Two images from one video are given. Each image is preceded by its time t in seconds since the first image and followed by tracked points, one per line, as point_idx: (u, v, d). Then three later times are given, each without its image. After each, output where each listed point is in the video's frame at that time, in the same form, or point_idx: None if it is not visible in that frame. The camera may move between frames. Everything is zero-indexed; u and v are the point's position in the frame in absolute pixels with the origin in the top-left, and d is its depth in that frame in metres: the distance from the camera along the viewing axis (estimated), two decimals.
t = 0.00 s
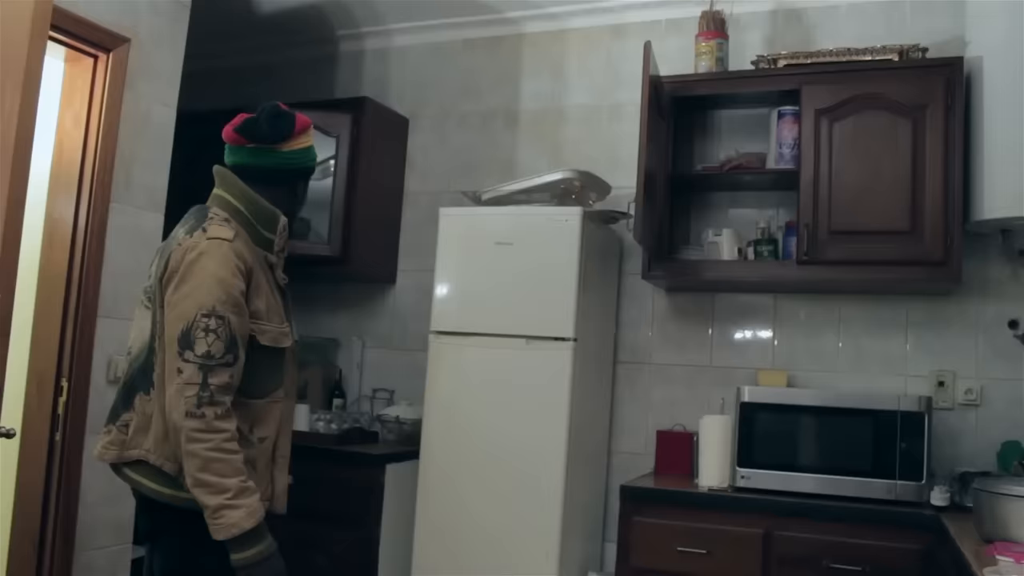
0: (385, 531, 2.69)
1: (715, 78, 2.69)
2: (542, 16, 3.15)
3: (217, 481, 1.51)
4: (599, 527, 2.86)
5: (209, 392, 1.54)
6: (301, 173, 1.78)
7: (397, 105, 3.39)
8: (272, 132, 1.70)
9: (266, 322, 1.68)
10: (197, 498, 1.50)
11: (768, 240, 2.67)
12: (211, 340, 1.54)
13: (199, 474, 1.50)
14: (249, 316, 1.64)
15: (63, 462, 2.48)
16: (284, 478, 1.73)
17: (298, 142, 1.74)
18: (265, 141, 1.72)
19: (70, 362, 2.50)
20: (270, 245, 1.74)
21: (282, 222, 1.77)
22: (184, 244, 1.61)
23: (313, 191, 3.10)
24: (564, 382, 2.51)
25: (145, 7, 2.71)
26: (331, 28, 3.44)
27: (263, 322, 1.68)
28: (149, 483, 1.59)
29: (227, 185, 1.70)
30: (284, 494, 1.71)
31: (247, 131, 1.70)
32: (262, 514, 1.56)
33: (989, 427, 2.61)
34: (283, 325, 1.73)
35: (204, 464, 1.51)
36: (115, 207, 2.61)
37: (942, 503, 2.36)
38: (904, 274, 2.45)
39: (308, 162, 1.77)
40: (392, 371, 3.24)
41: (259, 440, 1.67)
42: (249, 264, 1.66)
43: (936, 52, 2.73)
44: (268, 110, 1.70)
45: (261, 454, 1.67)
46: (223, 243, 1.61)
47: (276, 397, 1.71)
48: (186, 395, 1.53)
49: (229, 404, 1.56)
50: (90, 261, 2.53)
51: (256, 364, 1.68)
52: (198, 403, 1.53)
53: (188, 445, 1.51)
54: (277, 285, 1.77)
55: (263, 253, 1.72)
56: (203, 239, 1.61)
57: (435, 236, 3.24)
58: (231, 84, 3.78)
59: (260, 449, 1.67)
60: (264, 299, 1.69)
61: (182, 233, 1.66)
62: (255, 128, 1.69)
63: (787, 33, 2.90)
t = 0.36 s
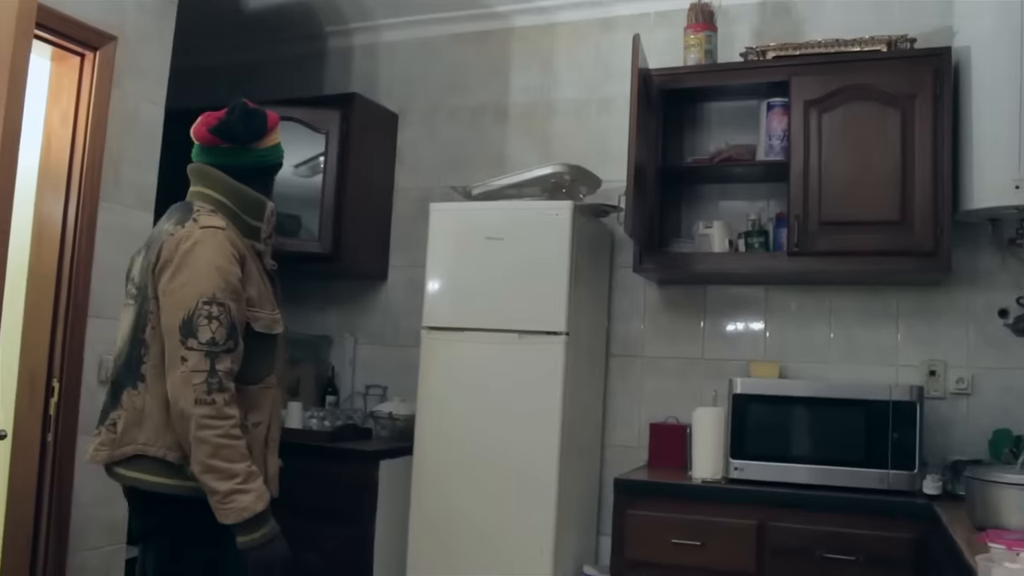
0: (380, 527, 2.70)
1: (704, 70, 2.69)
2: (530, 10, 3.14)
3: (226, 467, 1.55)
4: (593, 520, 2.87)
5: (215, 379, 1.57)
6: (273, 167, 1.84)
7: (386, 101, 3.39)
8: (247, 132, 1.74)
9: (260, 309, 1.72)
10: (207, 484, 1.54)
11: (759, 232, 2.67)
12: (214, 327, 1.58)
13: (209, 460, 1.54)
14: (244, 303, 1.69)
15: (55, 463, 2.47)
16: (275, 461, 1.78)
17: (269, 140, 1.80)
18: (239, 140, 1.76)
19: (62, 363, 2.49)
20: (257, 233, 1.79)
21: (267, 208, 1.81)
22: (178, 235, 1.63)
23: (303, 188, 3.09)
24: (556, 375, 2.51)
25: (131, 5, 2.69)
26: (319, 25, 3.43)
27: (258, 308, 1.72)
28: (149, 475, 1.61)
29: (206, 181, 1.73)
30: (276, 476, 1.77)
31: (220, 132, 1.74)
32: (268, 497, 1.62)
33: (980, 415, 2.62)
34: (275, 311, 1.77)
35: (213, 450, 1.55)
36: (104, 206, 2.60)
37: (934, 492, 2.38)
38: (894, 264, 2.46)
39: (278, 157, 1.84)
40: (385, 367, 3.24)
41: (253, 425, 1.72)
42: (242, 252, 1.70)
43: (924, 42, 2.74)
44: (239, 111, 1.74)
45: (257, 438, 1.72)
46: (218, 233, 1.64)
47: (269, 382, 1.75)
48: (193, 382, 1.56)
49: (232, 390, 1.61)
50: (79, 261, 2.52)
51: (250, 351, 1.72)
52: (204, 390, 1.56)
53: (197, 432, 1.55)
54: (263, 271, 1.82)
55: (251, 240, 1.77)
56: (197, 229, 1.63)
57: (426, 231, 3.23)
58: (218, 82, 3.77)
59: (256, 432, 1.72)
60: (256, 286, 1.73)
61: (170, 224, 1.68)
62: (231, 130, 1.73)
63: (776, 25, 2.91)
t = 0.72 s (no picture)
0: (378, 524, 2.70)
1: (697, 64, 2.69)
2: (523, 6, 3.14)
3: (203, 461, 1.55)
4: (591, 515, 2.87)
5: (197, 371, 1.58)
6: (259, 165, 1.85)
7: (379, 97, 3.38)
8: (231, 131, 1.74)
9: (247, 303, 1.72)
10: (183, 478, 1.54)
11: (754, 225, 2.68)
12: (196, 319, 1.58)
13: (187, 453, 1.54)
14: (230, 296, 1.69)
15: (52, 463, 2.47)
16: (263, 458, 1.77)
17: (253, 139, 1.80)
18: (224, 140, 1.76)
19: (57, 364, 2.48)
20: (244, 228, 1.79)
21: (253, 202, 1.82)
22: (163, 229, 1.64)
23: (297, 186, 3.09)
24: (553, 370, 2.52)
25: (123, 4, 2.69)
26: (312, 22, 3.42)
27: (244, 302, 1.72)
28: (132, 471, 1.61)
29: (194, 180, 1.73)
30: (264, 474, 1.76)
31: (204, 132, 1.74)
32: (245, 495, 1.61)
33: (976, 405, 2.63)
34: (263, 307, 1.78)
35: (192, 443, 1.55)
36: (98, 206, 2.59)
37: (931, 483, 2.38)
38: (889, 256, 2.47)
39: (263, 155, 1.84)
40: (381, 364, 3.24)
41: (240, 420, 1.72)
42: (228, 246, 1.70)
43: (917, 34, 2.74)
44: (222, 110, 1.73)
45: (242, 434, 1.72)
46: (203, 226, 1.65)
47: (256, 377, 1.75)
48: (174, 374, 1.56)
49: (215, 383, 1.61)
50: (74, 261, 2.51)
51: (236, 345, 1.72)
52: (185, 382, 1.56)
53: (176, 425, 1.54)
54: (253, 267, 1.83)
55: (239, 235, 1.77)
56: (183, 222, 1.64)
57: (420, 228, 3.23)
58: (212, 81, 3.76)
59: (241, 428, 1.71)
60: (242, 280, 1.73)
61: (156, 221, 1.70)
62: (215, 130, 1.72)
63: (769, 18, 2.91)
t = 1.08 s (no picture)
0: (375, 520, 2.70)
1: (687, 55, 2.69)
2: None
3: (193, 450, 1.57)
4: (588, 507, 2.88)
5: (184, 360, 1.59)
6: (250, 167, 1.87)
7: (370, 93, 3.37)
8: (222, 134, 1.77)
9: (235, 296, 1.74)
10: (172, 466, 1.55)
11: (746, 215, 2.68)
12: (184, 309, 1.60)
13: (176, 442, 1.56)
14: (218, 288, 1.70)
15: (47, 466, 2.46)
16: (252, 453, 1.78)
17: (245, 142, 1.83)
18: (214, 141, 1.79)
19: (51, 365, 2.47)
20: (233, 225, 1.80)
21: (242, 197, 1.83)
22: (151, 221, 1.67)
23: (289, 183, 3.08)
24: (547, 363, 2.52)
25: (111, 3, 2.67)
26: (301, 18, 3.41)
27: (233, 295, 1.73)
28: (118, 465, 1.62)
29: (185, 178, 1.74)
30: (253, 468, 1.77)
31: (197, 132, 1.76)
32: (234, 485, 1.62)
33: (970, 391, 2.64)
34: (252, 301, 1.79)
35: (180, 432, 1.56)
36: (88, 206, 2.58)
37: (926, 469, 2.39)
38: (881, 243, 2.47)
39: (254, 158, 1.87)
40: (376, 360, 3.24)
41: (229, 413, 1.73)
42: (217, 239, 1.72)
43: (906, 22, 2.74)
44: (217, 112, 1.76)
45: (231, 427, 1.73)
46: (191, 218, 1.67)
47: (245, 371, 1.76)
48: (162, 363, 1.58)
49: (203, 372, 1.62)
50: (65, 262, 2.50)
51: (224, 338, 1.74)
52: (172, 371, 1.58)
53: (164, 413, 1.56)
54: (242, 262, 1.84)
55: (228, 231, 1.78)
56: (171, 214, 1.67)
57: (413, 223, 3.23)
58: (201, 79, 3.74)
59: (230, 421, 1.73)
60: (230, 274, 1.75)
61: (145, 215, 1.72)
62: (206, 130, 1.75)
63: (758, 7, 2.90)
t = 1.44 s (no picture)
0: (371, 516, 2.70)
1: (677, 46, 2.69)
2: None
3: (202, 450, 1.57)
4: (584, 500, 2.88)
5: (190, 360, 1.60)
6: (251, 168, 1.87)
7: (359, 89, 3.36)
8: (223, 132, 1.78)
9: (237, 297, 1.75)
10: (181, 467, 1.56)
11: (737, 206, 2.68)
12: (188, 308, 1.61)
13: (185, 442, 1.56)
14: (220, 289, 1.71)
15: (41, 467, 2.45)
16: (251, 455, 1.79)
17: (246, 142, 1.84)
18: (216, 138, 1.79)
19: (42, 366, 2.46)
20: (233, 226, 1.80)
21: (243, 197, 1.83)
22: (154, 220, 1.67)
23: (279, 180, 3.07)
24: (541, 356, 2.52)
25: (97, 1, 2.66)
26: (289, 14, 3.39)
27: (234, 295, 1.74)
28: (118, 465, 1.62)
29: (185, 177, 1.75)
30: (252, 469, 1.77)
31: (200, 129, 1.78)
32: (242, 485, 1.63)
33: (962, 379, 2.65)
34: (252, 302, 1.80)
35: (188, 432, 1.57)
36: (78, 205, 2.57)
37: (919, 457, 2.40)
38: (872, 233, 2.48)
39: (255, 159, 1.87)
40: (370, 356, 3.24)
41: (230, 415, 1.73)
42: (218, 240, 1.73)
43: (895, 11, 2.74)
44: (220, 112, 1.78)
45: (233, 429, 1.73)
46: (194, 217, 1.67)
47: (245, 372, 1.77)
48: (169, 363, 1.58)
49: (209, 372, 1.63)
50: (55, 262, 2.49)
51: (225, 338, 1.75)
52: (179, 371, 1.58)
53: (172, 413, 1.57)
54: (241, 263, 1.84)
55: (227, 232, 1.78)
56: (173, 214, 1.67)
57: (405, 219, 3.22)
58: (190, 76, 3.73)
59: (232, 423, 1.73)
60: (231, 274, 1.76)
61: (146, 215, 1.72)
62: (207, 128, 1.76)
63: None
